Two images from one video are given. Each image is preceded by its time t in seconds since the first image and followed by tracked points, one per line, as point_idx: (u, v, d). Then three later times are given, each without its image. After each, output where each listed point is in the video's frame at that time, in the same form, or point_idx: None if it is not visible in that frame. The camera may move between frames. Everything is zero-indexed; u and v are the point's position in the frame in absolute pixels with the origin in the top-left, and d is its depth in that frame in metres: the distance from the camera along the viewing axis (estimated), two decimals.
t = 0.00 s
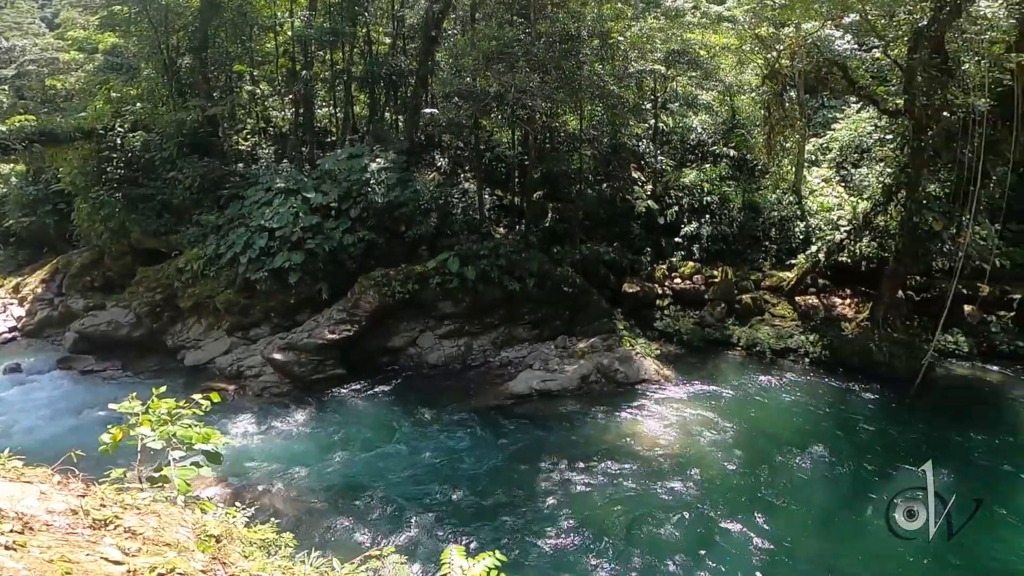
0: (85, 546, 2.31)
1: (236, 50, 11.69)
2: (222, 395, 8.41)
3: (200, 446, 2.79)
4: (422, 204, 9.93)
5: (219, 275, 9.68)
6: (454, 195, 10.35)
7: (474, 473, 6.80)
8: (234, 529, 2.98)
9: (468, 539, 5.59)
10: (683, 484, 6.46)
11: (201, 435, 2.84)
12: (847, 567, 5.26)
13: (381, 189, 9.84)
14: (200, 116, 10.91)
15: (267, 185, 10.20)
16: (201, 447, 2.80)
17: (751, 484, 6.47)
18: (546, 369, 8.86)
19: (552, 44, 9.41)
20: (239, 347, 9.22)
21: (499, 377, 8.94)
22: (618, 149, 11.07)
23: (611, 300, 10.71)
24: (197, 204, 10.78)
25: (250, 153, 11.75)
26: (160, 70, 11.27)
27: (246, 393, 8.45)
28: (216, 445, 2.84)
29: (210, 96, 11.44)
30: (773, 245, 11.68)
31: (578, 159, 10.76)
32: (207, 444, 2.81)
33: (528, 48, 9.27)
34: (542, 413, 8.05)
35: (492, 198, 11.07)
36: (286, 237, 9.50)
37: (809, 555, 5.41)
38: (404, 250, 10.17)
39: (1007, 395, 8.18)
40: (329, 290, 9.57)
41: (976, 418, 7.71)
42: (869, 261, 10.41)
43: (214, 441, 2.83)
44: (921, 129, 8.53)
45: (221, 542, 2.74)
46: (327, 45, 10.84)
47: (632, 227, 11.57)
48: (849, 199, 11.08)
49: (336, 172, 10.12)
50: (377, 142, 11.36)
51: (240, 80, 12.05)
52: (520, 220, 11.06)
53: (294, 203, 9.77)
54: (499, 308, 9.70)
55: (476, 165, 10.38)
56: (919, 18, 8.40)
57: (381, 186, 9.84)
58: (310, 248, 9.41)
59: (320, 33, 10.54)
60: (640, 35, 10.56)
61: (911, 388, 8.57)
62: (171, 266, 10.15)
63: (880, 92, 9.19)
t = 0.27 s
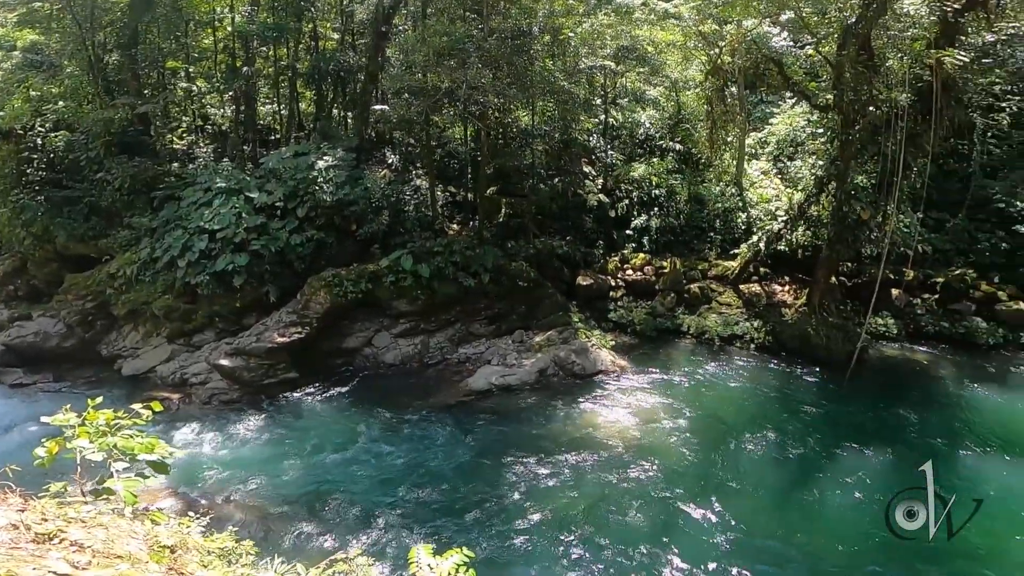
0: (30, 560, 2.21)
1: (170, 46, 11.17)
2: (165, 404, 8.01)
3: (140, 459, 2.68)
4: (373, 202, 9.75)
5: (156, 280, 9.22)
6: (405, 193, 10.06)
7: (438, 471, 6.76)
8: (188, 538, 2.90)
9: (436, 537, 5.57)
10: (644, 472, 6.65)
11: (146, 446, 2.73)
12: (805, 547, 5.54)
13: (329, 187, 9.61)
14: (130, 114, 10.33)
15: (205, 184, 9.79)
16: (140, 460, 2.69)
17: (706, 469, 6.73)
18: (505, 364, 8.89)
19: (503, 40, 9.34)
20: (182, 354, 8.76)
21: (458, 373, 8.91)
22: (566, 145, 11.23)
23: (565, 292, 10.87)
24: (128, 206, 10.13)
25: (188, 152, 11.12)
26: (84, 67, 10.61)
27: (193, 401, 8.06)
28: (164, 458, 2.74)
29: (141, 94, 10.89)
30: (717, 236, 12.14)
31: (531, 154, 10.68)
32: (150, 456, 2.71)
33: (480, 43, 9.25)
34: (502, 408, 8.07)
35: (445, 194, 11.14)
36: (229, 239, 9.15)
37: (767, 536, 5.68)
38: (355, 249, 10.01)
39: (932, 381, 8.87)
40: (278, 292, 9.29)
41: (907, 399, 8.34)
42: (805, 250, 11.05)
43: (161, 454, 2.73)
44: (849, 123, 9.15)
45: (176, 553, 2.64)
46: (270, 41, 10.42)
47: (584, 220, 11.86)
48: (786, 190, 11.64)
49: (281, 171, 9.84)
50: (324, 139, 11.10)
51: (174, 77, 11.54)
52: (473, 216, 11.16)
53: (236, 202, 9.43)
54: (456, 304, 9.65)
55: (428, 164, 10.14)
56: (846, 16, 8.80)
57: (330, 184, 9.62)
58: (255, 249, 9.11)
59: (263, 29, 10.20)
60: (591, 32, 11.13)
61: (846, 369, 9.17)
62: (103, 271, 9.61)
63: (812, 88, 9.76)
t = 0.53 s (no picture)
0: None
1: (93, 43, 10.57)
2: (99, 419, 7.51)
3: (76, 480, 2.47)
4: (319, 200, 9.54)
5: (82, 288, 8.70)
6: (353, 189, 10.08)
7: (402, 472, 6.69)
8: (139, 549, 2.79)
9: (403, 537, 5.55)
10: (605, 464, 6.78)
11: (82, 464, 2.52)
12: (759, 527, 5.83)
13: (271, 187, 9.24)
14: (50, 113, 9.78)
15: (134, 186, 9.24)
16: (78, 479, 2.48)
17: (663, 458, 6.93)
18: (461, 361, 8.81)
19: (453, 36, 9.20)
20: (117, 365, 8.23)
21: (414, 373, 8.76)
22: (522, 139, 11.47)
23: (519, 287, 10.89)
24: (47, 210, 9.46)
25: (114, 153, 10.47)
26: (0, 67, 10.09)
27: (132, 413, 7.62)
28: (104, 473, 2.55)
29: (59, 92, 10.21)
30: (663, 228, 12.49)
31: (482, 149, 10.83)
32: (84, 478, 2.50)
33: (429, 39, 9.08)
34: (460, 404, 8.03)
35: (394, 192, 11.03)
36: (163, 243, 8.70)
37: (725, 520, 5.92)
38: (301, 250, 9.71)
39: (864, 363, 9.53)
40: (219, 297, 8.89)
41: (842, 381, 8.92)
42: (745, 239, 11.60)
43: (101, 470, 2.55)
44: (782, 117, 9.61)
45: (129, 567, 2.51)
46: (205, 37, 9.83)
47: (536, 215, 11.98)
48: (728, 182, 12.18)
49: (218, 171, 9.42)
50: (265, 137, 10.70)
51: (97, 75, 10.91)
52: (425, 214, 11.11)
53: (169, 204, 8.96)
54: (409, 302, 9.50)
55: (376, 162, 10.13)
56: (781, 14, 9.35)
57: (272, 184, 9.26)
58: (192, 252, 8.71)
59: (197, 24, 9.59)
60: (540, 28, 11.12)
61: (785, 352, 9.75)
62: (23, 280, 8.97)
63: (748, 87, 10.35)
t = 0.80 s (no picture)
0: None
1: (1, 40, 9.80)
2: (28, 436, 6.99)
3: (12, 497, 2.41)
4: (258, 200, 9.27)
5: None
6: (295, 187, 9.95)
7: (360, 474, 6.56)
8: (84, 570, 2.75)
9: (367, 543, 5.50)
10: (564, 456, 6.91)
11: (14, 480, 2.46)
12: (716, 510, 6.11)
13: (204, 188, 8.74)
14: None
15: (50, 190, 8.57)
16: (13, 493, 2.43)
17: (622, 448, 7.11)
18: (415, 359, 8.69)
19: (399, 32, 8.92)
20: (42, 380, 7.68)
21: (367, 374, 8.58)
22: (471, 134, 11.77)
23: (470, 283, 10.84)
24: None
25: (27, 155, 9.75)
26: None
27: (62, 429, 7.16)
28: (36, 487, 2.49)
29: None
30: (611, 221, 12.73)
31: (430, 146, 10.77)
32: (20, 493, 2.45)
33: (374, 36, 8.74)
34: (416, 403, 7.93)
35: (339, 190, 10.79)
36: (85, 250, 8.14)
37: (684, 505, 6.17)
38: (241, 253, 9.31)
39: (800, 346, 10.13)
40: (152, 305, 8.40)
41: (781, 365, 9.46)
42: (687, 229, 12.04)
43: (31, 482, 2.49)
44: (719, 112, 10.09)
45: None
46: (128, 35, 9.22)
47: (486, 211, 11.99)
48: (670, 174, 12.61)
49: (145, 172, 8.84)
50: (197, 136, 10.09)
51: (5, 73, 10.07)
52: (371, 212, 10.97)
53: (90, 207, 8.37)
54: (358, 303, 9.28)
55: (320, 161, 9.94)
56: (718, 11, 9.69)
57: (205, 185, 8.77)
58: (120, 259, 8.19)
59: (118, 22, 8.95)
60: (489, 24, 10.87)
61: (727, 337, 10.22)
62: None
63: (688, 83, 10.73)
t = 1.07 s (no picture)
0: None
1: None
2: None
3: None
4: (189, 203, 8.82)
5: None
6: (228, 189, 9.53)
7: (313, 479, 6.42)
8: None
9: (328, 548, 5.40)
10: (523, 451, 6.95)
11: None
12: (672, 495, 6.34)
13: (126, 193, 8.19)
14: None
15: None
16: None
17: (578, 439, 7.24)
18: (365, 362, 8.55)
19: (338, 28, 8.62)
20: None
21: (316, 379, 8.37)
22: (414, 131, 11.10)
23: (419, 282, 10.68)
24: None
25: None
26: None
27: None
28: None
29: None
30: (557, 215, 12.88)
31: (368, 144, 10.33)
32: None
33: (313, 32, 8.40)
34: (368, 406, 7.79)
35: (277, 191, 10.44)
36: None
37: (642, 492, 6.36)
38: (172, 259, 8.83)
39: (739, 332, 10.65)
40: (73, 317, 7.83)
41: (722, 350, 9.92)
42: (631, 222, 12.35)
43: None
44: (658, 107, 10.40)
45: None
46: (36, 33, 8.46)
47: (432, 209, 11.89)
48: (613, 168, 12.92)
49: (57, 175, 8.15)
50: (115, 138, 9.38)
51: None
52: (313, 212, 10.69)
53: None
54: (301, 306, 8.98)
55: (254, 161, 9.54)
56: (657, 8, 9.97)
57: (127, 189, 8.20)
58: (34, 270, 7.58)
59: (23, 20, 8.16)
60: (433, 21, 10.86)
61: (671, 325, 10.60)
62: None
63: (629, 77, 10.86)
